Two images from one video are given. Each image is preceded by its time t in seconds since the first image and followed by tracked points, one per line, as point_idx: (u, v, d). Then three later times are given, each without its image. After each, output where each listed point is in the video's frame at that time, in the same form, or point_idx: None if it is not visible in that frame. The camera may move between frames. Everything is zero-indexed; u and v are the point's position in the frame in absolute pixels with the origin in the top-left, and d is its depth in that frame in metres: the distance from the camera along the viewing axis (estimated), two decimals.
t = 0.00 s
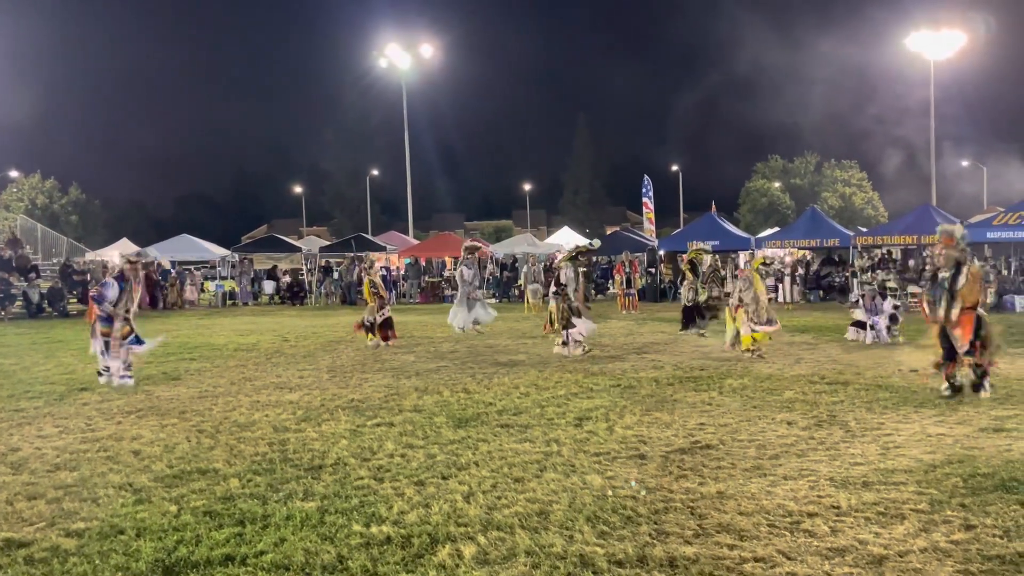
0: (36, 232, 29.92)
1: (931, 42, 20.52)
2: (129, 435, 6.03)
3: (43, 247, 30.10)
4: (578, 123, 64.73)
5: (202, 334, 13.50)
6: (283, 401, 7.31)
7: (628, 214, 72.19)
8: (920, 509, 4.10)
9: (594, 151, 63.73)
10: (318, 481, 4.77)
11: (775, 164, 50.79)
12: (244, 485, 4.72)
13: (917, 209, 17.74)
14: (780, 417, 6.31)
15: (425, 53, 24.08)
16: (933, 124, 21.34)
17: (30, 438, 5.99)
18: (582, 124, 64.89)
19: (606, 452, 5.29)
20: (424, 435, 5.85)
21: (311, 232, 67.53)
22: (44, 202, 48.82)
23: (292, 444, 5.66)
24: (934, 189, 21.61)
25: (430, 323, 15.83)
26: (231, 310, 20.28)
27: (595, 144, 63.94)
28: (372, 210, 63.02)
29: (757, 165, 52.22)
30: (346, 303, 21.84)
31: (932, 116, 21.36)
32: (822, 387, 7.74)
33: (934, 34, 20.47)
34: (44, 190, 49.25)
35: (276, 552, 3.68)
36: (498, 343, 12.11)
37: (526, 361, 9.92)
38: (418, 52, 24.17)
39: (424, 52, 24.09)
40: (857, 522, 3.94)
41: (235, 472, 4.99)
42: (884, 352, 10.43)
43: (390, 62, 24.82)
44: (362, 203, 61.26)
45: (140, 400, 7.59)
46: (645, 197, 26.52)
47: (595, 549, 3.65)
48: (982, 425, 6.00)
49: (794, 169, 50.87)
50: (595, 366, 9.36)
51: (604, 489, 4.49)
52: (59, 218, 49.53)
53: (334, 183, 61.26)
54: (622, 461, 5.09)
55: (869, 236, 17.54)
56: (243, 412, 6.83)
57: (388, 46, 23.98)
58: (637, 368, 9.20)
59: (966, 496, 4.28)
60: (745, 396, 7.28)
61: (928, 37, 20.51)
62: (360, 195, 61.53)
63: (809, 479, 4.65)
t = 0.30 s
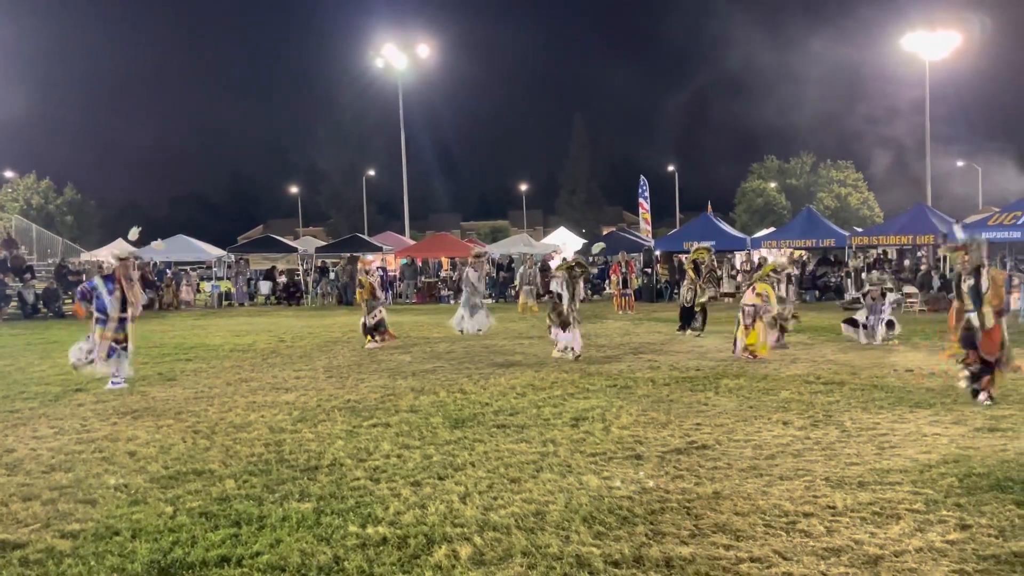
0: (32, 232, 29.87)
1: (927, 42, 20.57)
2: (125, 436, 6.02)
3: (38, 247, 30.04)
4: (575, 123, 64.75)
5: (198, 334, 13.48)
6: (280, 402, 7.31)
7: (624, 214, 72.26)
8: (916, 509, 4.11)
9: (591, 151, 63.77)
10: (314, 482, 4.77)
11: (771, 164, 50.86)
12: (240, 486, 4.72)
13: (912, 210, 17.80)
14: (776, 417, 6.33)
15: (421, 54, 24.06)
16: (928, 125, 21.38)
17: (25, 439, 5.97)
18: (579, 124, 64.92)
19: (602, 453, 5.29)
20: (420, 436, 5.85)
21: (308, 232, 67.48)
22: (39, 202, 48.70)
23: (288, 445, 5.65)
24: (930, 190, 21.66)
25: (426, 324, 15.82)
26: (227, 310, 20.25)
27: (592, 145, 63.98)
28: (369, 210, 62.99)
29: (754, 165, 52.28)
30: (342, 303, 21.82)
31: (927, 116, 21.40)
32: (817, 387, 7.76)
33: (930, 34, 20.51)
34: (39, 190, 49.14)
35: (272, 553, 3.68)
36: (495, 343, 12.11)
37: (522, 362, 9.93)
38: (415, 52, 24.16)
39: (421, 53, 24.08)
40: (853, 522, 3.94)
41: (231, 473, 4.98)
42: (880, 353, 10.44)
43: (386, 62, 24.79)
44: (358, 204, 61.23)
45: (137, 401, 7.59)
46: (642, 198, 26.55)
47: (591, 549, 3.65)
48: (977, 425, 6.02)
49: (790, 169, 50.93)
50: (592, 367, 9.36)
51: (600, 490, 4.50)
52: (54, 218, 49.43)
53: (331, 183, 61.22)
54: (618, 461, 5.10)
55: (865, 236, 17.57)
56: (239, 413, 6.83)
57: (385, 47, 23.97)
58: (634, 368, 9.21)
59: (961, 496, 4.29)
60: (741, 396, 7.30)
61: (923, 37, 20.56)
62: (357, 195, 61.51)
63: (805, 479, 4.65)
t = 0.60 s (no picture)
0: (28, 233, 29.79)
1: (923, 43, 20.63)
2: (121, 437, 6.00)
3: (34, 248, 29.98)
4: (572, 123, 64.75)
5: (195, 335, 13.43)
6: (277, 402, 7.29)
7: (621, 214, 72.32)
8: (911, 508, 4.11)
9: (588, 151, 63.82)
10: (311, 482, 4.76)
11: (768, 164, 50.88)
12: (236, 487, 4.71)
13: (908, 210, 17.82)
14: (772, 417, 6.33)
15: (418, 54, 24.05)
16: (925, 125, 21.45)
17: (21, 440, 5.96)
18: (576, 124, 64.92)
19: (599, 453, 5.29)
20: (417, 436, 5.85)
21: (304, 233, 67.40)
22: (35, 203, 48.56)
23: (285, 446, 5.64)
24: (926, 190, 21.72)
25: (424, 324, 15.80)
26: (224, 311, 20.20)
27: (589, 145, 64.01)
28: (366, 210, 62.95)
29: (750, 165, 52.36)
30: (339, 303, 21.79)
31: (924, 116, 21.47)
32: (814, 387, 7.77)
33: (925, 35, 20.58)
34: (35, 191, 49.00)
35: (268, 553, 3.67)
36: (492, 344, 12.11)
37: (520, 362, 9.93)
38: (412, 52, 24.14)
39: (418, 53, 24.07)
40: (850, 522, 3.95)
41: (226, 474, 4.97)
42: (876, 353, 10.47)
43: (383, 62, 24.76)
44: (355, 204, 61.19)
45: (133, 401, 7.58)
46: (639, 198, 26.58)
47: (588, 550, 3.65)
48: (973, 424, 6.04)
49: (786, 169, 51.01)
50: (589, 367, 9.36)
51: (597, 489, 4.50)
52: (50, 218, 49.27)
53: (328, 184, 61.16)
54: (615, 461, 5.10)
55: (862, 236, 17.61)
56: (236, 414, 6.81)
57: (382, 47, 23.95)
58: (631, 369, 9.21)
59: (957, 495, 4.30)
60: (738, 396, 7.30)
61: (919, 38, 20.62)
62: (354, 196, 61.44)
63: (801, 478, 4.66)
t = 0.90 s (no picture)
0: (25, 233, 29.73)
1: (920, 43, 20.66)
2: (118, 437, 5.99)
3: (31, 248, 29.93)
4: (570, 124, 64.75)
5: (192, 335, 13.41)
6: (274, 403, 7.28)
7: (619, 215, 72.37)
8: (909, 508, 4.12)
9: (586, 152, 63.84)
10: (309, 483, 4.76)
11: (766, 165, 50.92)
12: (234, 487, 4.70)
13: (906, 210, 17.85)
14: (770, 417, 6.34)
15: (416, 54, 24.04)
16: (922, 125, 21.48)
17: (19, 440, 5.95)
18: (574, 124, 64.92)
19: (596, 453, 5.30)
20: (415, 436, 5.84)
21: (302, 233, 67.35)
22: (32, 203, 48.45)
23: (283, 447, 5.63)
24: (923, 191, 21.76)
25: (422, 325, 15.79)
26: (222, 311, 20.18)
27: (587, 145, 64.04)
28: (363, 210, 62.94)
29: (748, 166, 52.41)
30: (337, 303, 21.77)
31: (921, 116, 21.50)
32: (812, 387, 7.78)
33: (923, 35, 20.60)
34: (32, 191, 48.90)
35: (267, 554, 3.67)
36: (491, 344, 12.11)
37: (518, 362, 9.94)
38: (410, 52, 24.13)
39: (415, 53, 24.05)
40: (847, 522, 3.95)
41: (224, 475, 4.96)
42: (873, 353, 10.48)
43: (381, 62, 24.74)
44: (353, 204, 61.16)
45: (131, 401, 7.58)
46: (637, 198, 26.59)
47: (586, 550, 3.66)
48: (970, 424, 6.05)
49: (784, 170, 51.04)
50: (587, 367, 9.37)
51: (595, 489, 4.51)
52: (48, 219, 49.16)
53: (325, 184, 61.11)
54: (613, 461, 5.10)
55: (859, 237, 17.63)
56: (233, 414, 6.80)
57: (380, 47, 23.94)
58: (628, 369, 9.22)
59: (954, 495, 4.31)
60: (735, 396, 7.30)
61: (917, 38, 20.65)
62: (352, 196, 61.39)
63: (799, 478, 4.67)
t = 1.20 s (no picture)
0: (23, 234, 29.68)
1: (918, 43, 20.68)
2: (116, 438, 5.99)
3: (29, 249, 29.87)
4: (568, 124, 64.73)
5: (190, 336, 13.39)
6: (272, 404, 7.26)
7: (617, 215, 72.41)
8: (908, 508, 4.12)
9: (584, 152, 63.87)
10: (307, 483, 4.75)
11: (764, 165, 50.95)
12: (232, 488, 4.70)
13: (904, 210, 17.87)
14: (768, 417, 6.35)
15: (414, 54, 24.02)
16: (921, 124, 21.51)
17: (16, 441, 5.94)
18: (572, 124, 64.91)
19: (595, 453, 5.30)
20: (413, 437, 5.84)
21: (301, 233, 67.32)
22: (30, 203, 48.36)
23: (281, 447, 5.61)
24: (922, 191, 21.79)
25: (421, 325, 15.77)
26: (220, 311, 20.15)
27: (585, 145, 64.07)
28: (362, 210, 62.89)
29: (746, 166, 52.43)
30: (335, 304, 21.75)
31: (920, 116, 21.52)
32: (810, 388, 7.77)
33: (921, 35, 20.63)
34: (30, 192, 48.82)
35: (264, 554, 3.67)
36: (489, 344, 12.09)
37: (516, 362, 9.93)
38: (408, 53, 24.11)
39: (413, 53, 24.04)
40: (845, 522, 3.95)
41: (223, 475, 4.96)
42: (871, 353, 10.48)
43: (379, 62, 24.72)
44: (351, 204, 61.12)
45: (128, 402, 7.57)
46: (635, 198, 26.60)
47: (584, 550, 3.65)
48: (969, 424, 6.05)
49: (782, 170, 51.06)
50: (585, 367, 9.36)
51: (593, 490, 4.51)
52: (45, 219, 49.06)
53: (324, 184, 61.07)
54: (611, 461, 5.11)
55: (857, 237, 17.65)
56: (231, 414, 6.80)
57: (378, 47, 23.92)
58: (626, 369, 9.22)
59: (953, 495, 4.32)
60: (733, 396, 7.30)
61: (915, 38, 20.68)
62: (350, 196, 61.36)
63: (797, 479, 4.67)
